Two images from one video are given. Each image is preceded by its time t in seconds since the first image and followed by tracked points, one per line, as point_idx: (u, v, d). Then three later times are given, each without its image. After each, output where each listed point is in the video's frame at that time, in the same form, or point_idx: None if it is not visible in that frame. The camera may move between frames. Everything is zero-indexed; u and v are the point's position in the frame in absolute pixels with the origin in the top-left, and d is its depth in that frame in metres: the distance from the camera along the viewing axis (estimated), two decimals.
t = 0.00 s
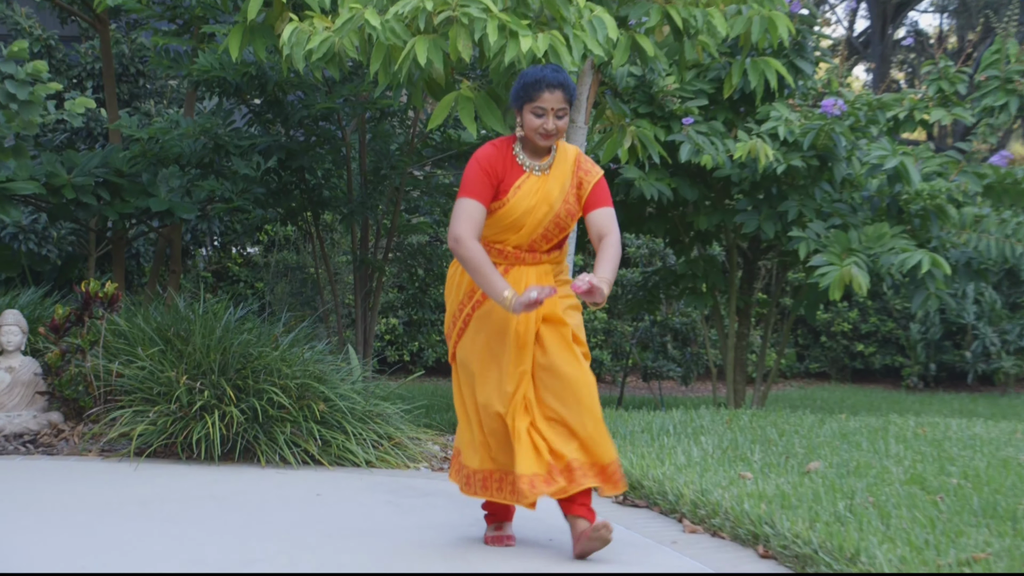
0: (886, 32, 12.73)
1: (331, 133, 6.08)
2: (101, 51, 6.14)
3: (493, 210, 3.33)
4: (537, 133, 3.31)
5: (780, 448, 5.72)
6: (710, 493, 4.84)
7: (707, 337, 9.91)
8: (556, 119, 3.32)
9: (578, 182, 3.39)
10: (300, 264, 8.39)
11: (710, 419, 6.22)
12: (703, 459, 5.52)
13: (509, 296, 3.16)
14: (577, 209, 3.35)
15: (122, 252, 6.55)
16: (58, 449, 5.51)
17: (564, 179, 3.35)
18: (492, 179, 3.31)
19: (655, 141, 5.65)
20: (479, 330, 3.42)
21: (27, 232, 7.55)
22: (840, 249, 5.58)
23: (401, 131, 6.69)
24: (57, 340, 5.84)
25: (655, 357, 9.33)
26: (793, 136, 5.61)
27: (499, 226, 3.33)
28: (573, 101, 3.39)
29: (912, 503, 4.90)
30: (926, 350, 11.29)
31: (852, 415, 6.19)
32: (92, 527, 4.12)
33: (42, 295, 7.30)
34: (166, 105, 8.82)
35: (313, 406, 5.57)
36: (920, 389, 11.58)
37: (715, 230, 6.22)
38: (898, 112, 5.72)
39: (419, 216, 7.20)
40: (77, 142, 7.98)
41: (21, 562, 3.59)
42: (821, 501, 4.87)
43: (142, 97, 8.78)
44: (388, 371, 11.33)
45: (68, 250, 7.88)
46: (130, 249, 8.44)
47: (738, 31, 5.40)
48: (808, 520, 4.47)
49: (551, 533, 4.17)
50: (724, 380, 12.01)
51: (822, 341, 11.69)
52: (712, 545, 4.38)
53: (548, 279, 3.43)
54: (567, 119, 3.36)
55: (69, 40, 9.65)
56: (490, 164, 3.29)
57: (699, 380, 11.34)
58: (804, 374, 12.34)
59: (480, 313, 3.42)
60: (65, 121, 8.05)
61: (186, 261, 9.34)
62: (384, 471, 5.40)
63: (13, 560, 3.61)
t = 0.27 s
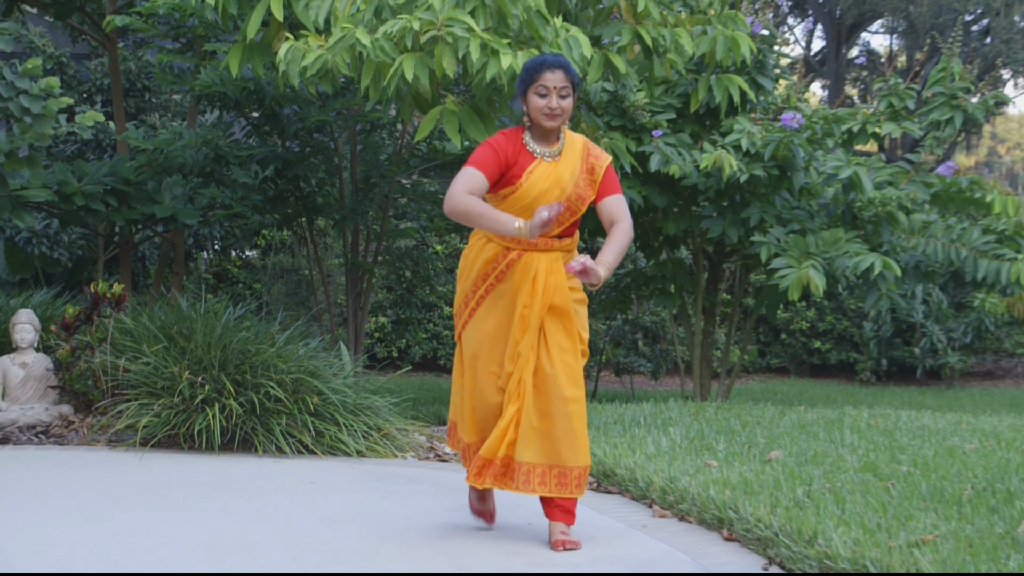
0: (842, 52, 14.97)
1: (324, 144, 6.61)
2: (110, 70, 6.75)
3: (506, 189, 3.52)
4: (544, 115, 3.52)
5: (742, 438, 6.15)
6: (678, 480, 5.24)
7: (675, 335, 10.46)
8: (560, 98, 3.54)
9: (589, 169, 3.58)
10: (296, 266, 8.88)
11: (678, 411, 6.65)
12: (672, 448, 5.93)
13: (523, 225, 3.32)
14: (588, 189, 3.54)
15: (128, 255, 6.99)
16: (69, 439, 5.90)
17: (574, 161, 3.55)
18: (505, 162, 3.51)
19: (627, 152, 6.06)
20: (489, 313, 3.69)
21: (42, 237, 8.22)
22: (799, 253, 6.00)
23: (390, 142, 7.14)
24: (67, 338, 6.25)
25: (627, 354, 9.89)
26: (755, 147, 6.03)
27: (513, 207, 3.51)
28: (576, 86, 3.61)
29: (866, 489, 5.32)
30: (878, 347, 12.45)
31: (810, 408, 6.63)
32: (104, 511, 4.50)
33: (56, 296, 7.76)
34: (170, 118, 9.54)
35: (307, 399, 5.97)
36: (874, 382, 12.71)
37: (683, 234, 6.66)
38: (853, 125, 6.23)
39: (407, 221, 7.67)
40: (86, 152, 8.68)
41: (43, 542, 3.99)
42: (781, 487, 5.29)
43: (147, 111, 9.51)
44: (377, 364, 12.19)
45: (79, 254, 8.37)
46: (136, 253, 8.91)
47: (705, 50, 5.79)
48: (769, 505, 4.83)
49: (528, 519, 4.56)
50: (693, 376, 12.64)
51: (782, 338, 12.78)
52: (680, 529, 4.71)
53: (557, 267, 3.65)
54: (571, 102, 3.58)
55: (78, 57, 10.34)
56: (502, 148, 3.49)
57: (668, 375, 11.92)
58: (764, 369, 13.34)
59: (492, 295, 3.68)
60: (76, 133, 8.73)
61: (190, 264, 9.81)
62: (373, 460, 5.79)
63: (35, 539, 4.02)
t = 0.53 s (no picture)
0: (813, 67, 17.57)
1: (320, 153, 6.92)
2: (117, 82, 7.14)
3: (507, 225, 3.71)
4: (541, 148, 3.69)
5: (717, 431, 6.49)
6: (656, 472, 5.52)
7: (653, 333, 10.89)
8: (558, 131, 3.71)
9: (588, 203, 3.75)
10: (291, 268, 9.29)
11: (656, 405, 7.02)
12: (650, 440, 6.25)
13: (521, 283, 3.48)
14: (586, 225, 3.72)
15: (133, 257, 7.36)
16: (77, 433, 6.23)
17: (572, 201, 3.74)
18: (506, 202, 3.70)
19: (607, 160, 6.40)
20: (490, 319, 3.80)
21: (50, 240, 8.59)
22: (769, 255, 6.34)
23: (382, 150, 7.50)
24: (76, 337, 6.47)
25: (607, 351, 10.32)
26: (728, 155, 6.35)
27: (514, 238, 3.72)
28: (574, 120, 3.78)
29: (833, 479, 5.61)
30: (845, 344, 12.93)
31: (781, 402, 7.00)
32: (114, 499, 4.82)
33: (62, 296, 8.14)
34: (173, 127, 9.97)
35: (303, 394, 6.29)
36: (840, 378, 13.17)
37: (660, 238, 7.02)
38: (820, 134, 6.65)
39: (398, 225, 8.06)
40: (94, 160, 9.12)
41: (56, 528, 4.31)
42: (753, 477, 5.54)
43: (151, 121, 9.94)
44: (370, 362, 12.63)
45: (86, 257, 8.78)
46: (140, 255, 9.29)
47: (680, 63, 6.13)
48: (741, 494, 5.04)
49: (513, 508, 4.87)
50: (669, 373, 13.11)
51: (754, 336, 13.23)
52: (658, 516, 5.01)
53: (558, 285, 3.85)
54: (569, 136, 3.74)
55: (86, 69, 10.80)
56: (504, 191, 3.68)
57: (647, 372, 12.37)
58: (737, 366, 13.76)
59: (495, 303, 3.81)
60: (83, 141, 9.14)
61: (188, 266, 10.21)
62: (366, 451, 6.12)
63: (50, 525, 4.35)
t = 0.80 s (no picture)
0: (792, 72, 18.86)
1: (311, 156, 7.08)
2: (113, 87, 7.29)
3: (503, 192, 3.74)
4: (541, 121, 3.73)
5: (700, 428, 6.65)
6: (641, 467, 5.63)
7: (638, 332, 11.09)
8: (556, 105, 3.76)
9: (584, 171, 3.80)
10: (284, 269, 9.47)
11: (640, 403, 7.21)
12: (634, 437, 6.39)
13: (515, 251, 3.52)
14: (581, 191, 3.76)
15: (129, 258, 7.53)
16: (74, 429, 6.39)
17: (568, 166, 3.77)
18: (501, 168, 3.72)
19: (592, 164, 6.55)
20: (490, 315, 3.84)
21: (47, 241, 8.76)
22: (751, 257, 6.49)
23: (373, 154, 7.66)
24: (72, 335, 6.75)
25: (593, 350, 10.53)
26: (711, 159, 6.51)
27: (510, 212, 3.75)
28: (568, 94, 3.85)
29: (812, 475, 5.73)
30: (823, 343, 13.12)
31: (762, 401, 7.18)
32: (110, 495, 4.96)
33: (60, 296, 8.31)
34: (169, 131, 10.15)
35: (295, 393, 6.43)
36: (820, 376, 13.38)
37: (644, 240, 7.19)
38: (800, 138, 6.88)
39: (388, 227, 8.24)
40: (90, 162, 9.27)
41: (55, 524, 4.46)
42: (735, 473, 5.66)
43: (147, 125, 10.10)
44: (361, 361, 12.85)
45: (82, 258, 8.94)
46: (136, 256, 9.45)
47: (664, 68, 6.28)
48: (723, 489, 5.11)
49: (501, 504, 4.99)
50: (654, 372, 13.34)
51: (735, 335, 13.39)
52: (642, 511, 5.13)
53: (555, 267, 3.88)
54: (565, 108, 3.80)
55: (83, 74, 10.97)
56: (500, 154, 3.71)
57: (632, 370, 12.58)
58: (719, 364, 13.96)
59: (495, 297, 3.84)
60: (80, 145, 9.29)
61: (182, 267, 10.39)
62: (357, 448, 6.26)
63: (49, 521, 4.50)
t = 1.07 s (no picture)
0: (778, 75, 19.01)
1: (301, 156, 7.10)
2: (102, 87, 7.29)
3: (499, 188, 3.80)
4: (538, 120, 3.81)
5: (690, 428, 6.67)
6: (630, 467, 5.64)
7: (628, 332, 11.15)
8: (552, 103, 3.84)
9: (579, 169, 3.90)
10: (274, 268, 9.51)
11: (629, 403, 7.24)
12: (624, 437, 6.40)
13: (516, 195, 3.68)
14: (577, 188, 3.84)
15: (119, 259, 7.53)
16: (63, 430, 6.39)
17: (564, 164, 3.87)
18: (495, 162, 3.80)
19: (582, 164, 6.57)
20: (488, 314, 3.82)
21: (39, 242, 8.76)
22: (741, 257, 6.50)
23: (363, 154, 7.69)
24: (62, 336, 6.67)
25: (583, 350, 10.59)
26: (701, 159, 6.53)
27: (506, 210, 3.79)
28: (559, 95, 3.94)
29: (802, 475, 5.73)
30: (813, 344, 13.19)
31: (751, 401, 7.22)
32: (98, 496, 4.96)
33: (50, 296, 8.31)
34: (159, 132, 10.16)
35: (286, 392, 6.43)
36: (810, 376, 13.45)
37: (633, 240, 7.22)
38: (789, 139, 6.90)
39: (378, 228, 8.28)
40: (80, 163, 9.27)
41: (42, 525, 4.46)
42: (725, 473, 5.65)
43: (137, 125, 10.11)
44: (351, 361, 12.86)
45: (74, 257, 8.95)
46: (127, 256, 9.46)
47: (653, 69, 6.30)
48: (713, 489, 5.13)
49: (491, 504, 4.99)
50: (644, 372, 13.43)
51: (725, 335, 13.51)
52: (631, 511, 5.13)
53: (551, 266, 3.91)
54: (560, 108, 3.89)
55: (72, 73, 10.96)
56: (495, 148, 3.80)
57: (623, 370, 12.65)
58: (708, 364, 14.04)
59: (492, 297, 3.83)
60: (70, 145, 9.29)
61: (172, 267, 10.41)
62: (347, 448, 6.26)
63: (36, 522, 4.50)
